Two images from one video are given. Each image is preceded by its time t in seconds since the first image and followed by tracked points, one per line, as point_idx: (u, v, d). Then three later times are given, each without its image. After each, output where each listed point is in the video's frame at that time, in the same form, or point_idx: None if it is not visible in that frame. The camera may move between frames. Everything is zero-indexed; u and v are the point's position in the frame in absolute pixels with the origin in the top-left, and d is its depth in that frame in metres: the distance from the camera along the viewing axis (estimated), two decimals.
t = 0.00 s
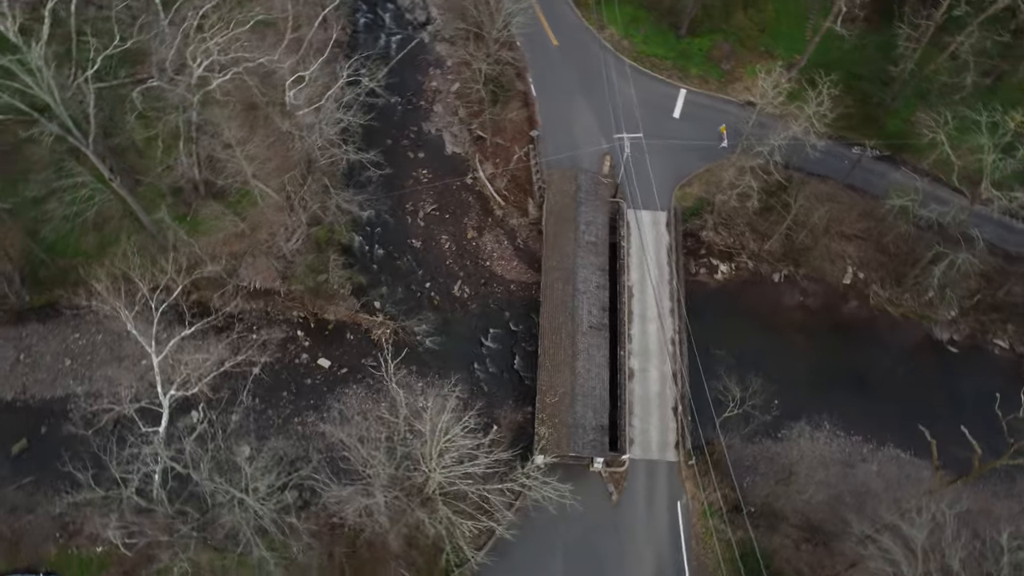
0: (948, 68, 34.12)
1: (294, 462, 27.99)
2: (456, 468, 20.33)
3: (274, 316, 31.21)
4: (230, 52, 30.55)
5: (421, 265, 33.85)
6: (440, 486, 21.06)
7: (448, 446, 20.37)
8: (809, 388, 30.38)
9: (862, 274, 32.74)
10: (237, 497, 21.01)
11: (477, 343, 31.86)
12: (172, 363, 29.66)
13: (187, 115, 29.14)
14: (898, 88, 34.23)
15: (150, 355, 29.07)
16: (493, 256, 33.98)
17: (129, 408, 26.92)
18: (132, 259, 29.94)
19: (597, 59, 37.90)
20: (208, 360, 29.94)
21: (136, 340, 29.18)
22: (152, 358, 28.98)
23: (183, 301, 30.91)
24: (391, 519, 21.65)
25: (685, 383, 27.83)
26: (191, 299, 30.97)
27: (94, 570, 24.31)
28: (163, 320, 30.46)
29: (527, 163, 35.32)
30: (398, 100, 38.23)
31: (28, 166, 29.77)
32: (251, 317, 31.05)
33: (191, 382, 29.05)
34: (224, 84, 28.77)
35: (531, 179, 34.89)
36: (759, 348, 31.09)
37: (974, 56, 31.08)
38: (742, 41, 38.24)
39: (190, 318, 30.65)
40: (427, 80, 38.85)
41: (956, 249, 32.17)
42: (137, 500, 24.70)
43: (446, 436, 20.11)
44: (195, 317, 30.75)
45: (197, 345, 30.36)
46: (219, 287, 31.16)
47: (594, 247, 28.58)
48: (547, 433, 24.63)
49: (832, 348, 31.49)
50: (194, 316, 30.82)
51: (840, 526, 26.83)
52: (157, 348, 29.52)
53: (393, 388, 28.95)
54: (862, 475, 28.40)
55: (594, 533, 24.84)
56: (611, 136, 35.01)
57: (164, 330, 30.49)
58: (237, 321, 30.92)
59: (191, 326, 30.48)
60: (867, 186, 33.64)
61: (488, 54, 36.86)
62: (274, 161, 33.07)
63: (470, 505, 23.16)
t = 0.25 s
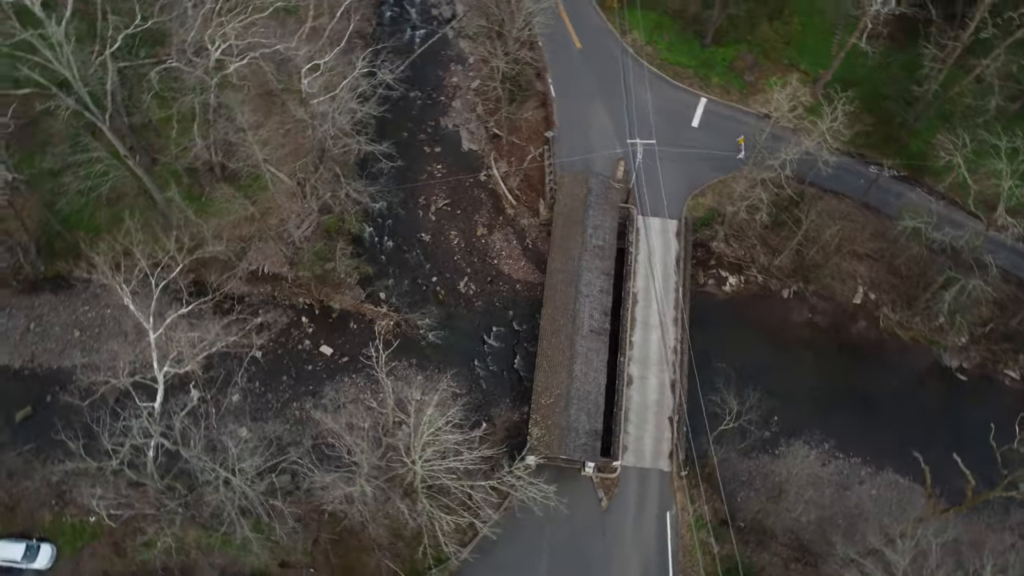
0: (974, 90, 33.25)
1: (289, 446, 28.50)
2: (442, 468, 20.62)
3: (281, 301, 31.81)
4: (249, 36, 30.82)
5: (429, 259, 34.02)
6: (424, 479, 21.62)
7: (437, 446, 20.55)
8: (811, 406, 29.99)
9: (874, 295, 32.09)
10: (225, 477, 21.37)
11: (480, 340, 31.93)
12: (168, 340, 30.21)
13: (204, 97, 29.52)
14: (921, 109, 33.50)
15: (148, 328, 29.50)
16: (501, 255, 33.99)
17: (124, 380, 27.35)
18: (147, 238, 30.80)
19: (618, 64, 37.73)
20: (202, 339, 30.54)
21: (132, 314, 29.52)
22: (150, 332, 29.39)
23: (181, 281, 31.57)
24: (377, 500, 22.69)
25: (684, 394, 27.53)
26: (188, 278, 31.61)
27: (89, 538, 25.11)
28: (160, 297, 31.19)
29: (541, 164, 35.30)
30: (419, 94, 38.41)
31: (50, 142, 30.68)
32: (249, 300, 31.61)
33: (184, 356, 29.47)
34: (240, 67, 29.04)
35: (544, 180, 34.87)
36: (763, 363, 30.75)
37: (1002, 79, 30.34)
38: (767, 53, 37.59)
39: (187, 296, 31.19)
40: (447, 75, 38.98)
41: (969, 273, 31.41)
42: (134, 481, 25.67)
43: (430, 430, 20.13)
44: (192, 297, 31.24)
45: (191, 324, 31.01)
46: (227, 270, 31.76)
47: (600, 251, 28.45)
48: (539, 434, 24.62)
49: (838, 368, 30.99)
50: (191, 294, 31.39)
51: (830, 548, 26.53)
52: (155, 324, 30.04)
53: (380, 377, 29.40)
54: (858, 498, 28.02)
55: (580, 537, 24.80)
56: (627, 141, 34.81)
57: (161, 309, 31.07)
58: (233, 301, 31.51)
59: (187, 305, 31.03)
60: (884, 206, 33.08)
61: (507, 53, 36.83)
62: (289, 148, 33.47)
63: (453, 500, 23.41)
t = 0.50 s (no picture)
0: (998, 115, 32.42)
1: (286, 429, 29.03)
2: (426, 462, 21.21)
3: (289, 286, 32.33)
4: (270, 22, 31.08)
5: (437, 254, 34.17)
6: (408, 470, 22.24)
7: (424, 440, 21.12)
8: (810, 425, 29.60)
9: (883, 317, 31.53)
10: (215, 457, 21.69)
11: (481, 337, 31.99)
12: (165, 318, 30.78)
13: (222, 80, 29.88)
14: (944, 131, 32.86)
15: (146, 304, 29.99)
16: (509, 253, 34.01)
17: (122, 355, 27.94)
18: (161, 216, 31.35)
19: (640, 69, 37.40)
20: (196, 318, 31.36)
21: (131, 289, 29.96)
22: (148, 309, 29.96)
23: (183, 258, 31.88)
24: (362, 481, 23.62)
25: (681, 404, 27.31)
26: (188, 254, 31.98)
27: (84, 507, 25.53)
28: (161, 271, 31.62)
29: (555, 165, 35.23)
30: (439, 89, 38.50)
31: (72, 115, 31.09)
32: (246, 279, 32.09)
33: (178, 337, 30.47)
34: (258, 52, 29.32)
35: (557, 181, 34.81)
36: (765, 378, 30.40)
37: None
38: (790, 67, 36.76)
39: (186, 274, 31.69)
40: (468, 70, 39.05)
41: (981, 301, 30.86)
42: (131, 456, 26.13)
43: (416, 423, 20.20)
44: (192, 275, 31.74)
45: (187, 300, 31.54)
46: (237, 252, 32.23)
47: (606, 256, 28.34)
48: (531, 434, 24.59)
49: (841, 388, 30.50)
50: (191, 272, 31.89)
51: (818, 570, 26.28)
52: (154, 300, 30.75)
53: (373, 368, 29.64)
54: (851, 521, 27.71)
55: (566, 539, 24.82)
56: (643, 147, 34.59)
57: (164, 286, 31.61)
58: (230, 281, 31.98)
59: (186, 282, 31.53)
60: (900, 228, 32.50)
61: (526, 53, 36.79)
62: (305, 135, 33.74)
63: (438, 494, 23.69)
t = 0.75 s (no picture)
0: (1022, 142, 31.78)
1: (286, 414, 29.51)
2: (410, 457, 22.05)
3: (297, 271, 32.71)
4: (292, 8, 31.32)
5: (446, 248, 34.28)
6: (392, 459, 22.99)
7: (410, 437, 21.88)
8: (808, 444, 29.15)
9: (892, 341, 30.87)
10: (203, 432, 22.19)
11: (484, 334, 32.09)
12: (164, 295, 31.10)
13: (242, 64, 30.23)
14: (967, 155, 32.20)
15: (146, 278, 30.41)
16: (518, 252, 34.02)
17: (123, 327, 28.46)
18: (178, 195, 31.91)
19: (661, 75, 37.00)
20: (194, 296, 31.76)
21: (131, 262, 30.45)
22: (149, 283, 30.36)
23: (187, 235, 32.33)
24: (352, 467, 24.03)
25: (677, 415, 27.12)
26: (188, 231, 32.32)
27: (80, 475, 26.05)
28: (162, 248, 32.01)
29: (569, 167, 35.13)
30: (460, 86, 38.59)
31: (98, 93, 31.92)
32: (246, 258, 32.36)
33: (174, 313, 30.86)
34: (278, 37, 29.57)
35: (569, 183, 34.78)
36: (766, 394, 29.98)
37: None
38: (815, 81, 36.27)
39: (187, 254, 32.04)
40: (490, 67, 39.07)
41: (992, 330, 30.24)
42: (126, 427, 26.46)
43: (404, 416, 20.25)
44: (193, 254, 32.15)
45: (185, 279, 31.93)
46: (248, 234, 32.54)
47: (613, 261, 28.13)
48: (523, 433, 24.68)
49: (844, 409, 29.96)
50: (192, 252, 32.20)
51: None
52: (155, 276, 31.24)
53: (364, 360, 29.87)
54: (842, 544, 27.37)
55: (552, 542, 24.75)
56: (659, 154, 34.30)
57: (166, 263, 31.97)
58: (229, 260, 32.27)
59: (187, 261, 32.00)
60: (915, 251, 31.91)
61: (548, 54, 36.77)
62: (321, 123, 34.05)
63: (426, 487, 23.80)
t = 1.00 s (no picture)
0: None
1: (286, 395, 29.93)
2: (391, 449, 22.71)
3: (307, 256, 33.25)
4: None
5: (456, 243, 34.44)
6: (377, 450, 23.71)
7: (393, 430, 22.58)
8: (805, 465, 28.79)
9: (900, 368, 30.17)
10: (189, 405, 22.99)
11: (486, 331, 32.17)
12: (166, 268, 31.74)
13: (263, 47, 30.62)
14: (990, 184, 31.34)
15: (149, 250, 31.45)
16: (527, 251, 34.02)
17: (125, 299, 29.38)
18: (198, 174, 32.64)
19: (685, 83, 36.56)
20: (193, 273, 32.39)
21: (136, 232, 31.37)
22: (151, 255, 31.40)
23: (198, 212, 33.05)
24: (340, 452, 24.35)
25: (672, 426, 26.90)
26: (194, 209, 33.05)
27: (80, 440, 26.72)
28: (167, 224, 32.82)
29: (585, 170, 35.05)
30: (484, 83, 38.70)
31: (126, 70, 32.63)
32: (247, 238, 33.08)
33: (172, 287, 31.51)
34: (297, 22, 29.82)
35: (584, 186, 34.64)
36: (766, 411, 29.65)
37: None
38: (841, 99, 35.18)
39: (189, 230, 32.70)
40: (516, 64, 39.01)
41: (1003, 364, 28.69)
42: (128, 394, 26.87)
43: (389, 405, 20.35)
44: (195, 230, 32.79)
45: (187, 255, 32.61)
46: (263, 216, 33.16)
47: (620, 266, 27.92)
48: (514, 432, 24.75)
49: (845, 433, 29.52)
50: (193, 229, 32.85)
51: None
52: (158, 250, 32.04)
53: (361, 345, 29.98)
54: (830, 568, 27.06)
55: (536, 542, 24.78)
56: (676, 162, 33.99)
57: (170, 240, 32.64)
58: (230, 240, 32.97)
59: (189, 237, 32.56)
60: (930, 278, 31.18)
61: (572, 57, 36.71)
62: (339, 111, 34.36)
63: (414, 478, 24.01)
